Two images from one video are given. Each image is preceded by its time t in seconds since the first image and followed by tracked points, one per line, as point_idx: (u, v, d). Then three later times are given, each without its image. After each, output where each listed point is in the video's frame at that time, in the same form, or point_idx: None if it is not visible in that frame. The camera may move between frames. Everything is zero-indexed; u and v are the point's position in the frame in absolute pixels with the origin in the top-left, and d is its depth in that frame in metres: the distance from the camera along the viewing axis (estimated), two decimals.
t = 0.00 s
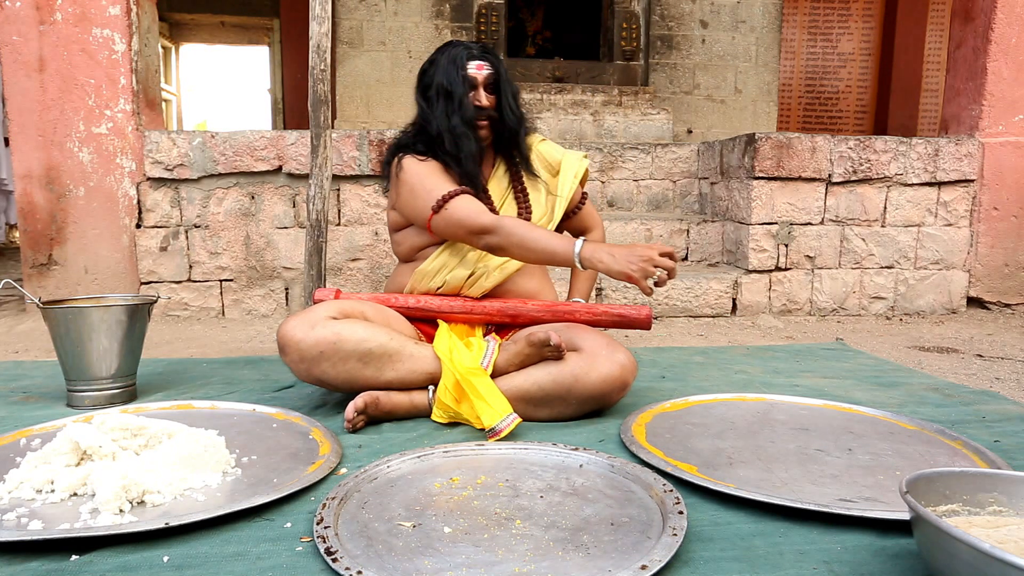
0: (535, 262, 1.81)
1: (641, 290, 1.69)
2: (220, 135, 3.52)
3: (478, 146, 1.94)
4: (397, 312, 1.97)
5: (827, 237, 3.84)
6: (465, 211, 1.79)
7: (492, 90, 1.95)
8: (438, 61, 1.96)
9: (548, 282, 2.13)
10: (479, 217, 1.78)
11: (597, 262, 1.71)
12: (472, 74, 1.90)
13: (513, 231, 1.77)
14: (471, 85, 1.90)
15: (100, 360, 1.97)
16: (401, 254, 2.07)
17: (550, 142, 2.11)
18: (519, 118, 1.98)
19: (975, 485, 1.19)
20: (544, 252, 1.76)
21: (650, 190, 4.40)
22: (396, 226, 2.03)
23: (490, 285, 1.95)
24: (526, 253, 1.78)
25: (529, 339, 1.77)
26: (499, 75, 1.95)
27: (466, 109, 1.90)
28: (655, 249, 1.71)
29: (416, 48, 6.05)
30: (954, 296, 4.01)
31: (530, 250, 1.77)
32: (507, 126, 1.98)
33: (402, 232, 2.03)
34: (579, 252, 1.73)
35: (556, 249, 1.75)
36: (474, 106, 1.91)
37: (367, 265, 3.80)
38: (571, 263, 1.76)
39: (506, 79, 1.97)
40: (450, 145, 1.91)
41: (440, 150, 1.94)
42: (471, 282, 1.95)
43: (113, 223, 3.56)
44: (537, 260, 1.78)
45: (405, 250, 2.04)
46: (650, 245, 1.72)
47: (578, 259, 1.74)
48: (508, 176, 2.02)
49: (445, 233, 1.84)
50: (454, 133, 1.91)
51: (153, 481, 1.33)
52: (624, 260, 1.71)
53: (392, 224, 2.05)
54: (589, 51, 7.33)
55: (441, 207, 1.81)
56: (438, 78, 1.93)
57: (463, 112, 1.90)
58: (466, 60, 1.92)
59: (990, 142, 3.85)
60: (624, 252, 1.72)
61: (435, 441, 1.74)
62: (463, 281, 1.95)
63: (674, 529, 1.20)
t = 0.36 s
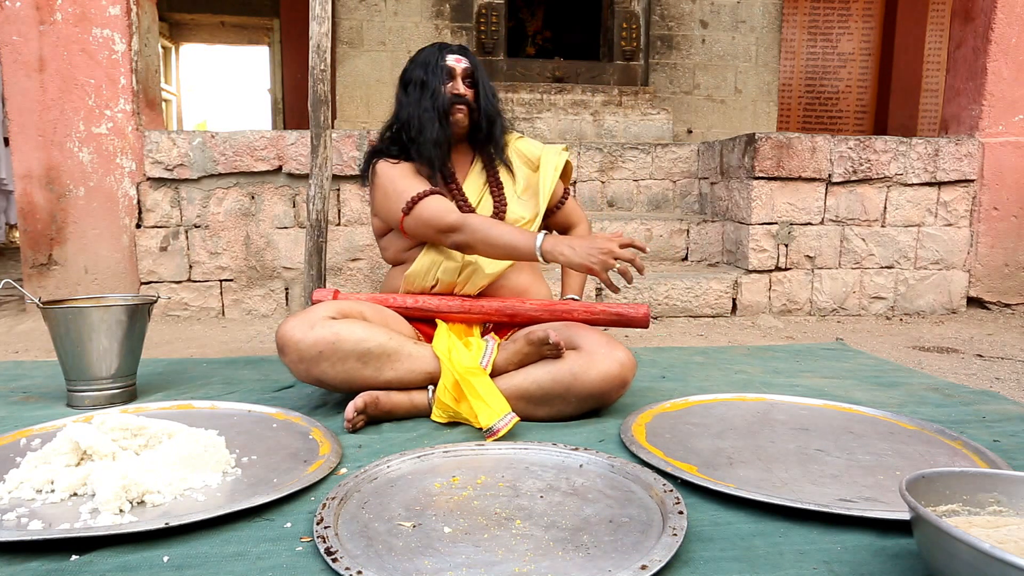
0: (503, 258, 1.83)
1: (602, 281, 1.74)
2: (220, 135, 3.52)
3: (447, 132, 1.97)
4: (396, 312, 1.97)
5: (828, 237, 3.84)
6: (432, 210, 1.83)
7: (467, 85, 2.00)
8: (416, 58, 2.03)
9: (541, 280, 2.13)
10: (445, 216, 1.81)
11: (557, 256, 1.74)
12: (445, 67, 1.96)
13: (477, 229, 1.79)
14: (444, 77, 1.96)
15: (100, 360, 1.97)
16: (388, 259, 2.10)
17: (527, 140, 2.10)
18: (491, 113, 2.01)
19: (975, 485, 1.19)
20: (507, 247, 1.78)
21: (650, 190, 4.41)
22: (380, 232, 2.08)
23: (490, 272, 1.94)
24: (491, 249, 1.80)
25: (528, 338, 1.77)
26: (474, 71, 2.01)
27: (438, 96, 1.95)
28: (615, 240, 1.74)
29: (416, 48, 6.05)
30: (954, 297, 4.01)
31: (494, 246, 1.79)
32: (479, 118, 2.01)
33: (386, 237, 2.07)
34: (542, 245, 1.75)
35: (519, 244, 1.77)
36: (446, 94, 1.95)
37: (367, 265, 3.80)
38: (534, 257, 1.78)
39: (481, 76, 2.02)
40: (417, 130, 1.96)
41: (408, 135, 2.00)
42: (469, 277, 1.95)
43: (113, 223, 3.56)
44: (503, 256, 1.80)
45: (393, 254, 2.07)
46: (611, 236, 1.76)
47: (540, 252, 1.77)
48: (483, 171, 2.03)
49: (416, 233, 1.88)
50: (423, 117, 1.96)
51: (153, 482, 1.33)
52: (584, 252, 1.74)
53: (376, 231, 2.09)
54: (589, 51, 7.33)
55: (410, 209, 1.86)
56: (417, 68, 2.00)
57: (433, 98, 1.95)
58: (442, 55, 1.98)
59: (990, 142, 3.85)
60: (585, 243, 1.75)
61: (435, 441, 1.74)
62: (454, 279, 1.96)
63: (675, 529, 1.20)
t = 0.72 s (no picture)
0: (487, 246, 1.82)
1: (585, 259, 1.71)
2: (220, 134, 3.53)
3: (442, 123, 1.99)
4: (395, 311, 1.97)
5: (827, 237, 3.84)
6: (419, 203, 1.85)
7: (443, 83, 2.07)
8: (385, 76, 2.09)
9: (538, 276, 2.12)
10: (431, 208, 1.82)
11: (537, 237, 1.72)
12: (419, 68, 2.04)
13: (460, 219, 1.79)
14: (421, 75, 2.03)
15: (100, 360, 1.97)
16: (385, 260, 2.10)
17: (519, 138, 2.14)
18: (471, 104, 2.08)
19: (975, 485, 1.19)
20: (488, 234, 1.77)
21: (650, 190, 4.41)
22: (374, 234, 2.08)
23: (484, 264, 1.95)
24: (473, 237, 1.79)
25: (527, 336, 1.78)
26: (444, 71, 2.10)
27: (425, 91, 2.00)
28: (596, 218, 1.70)
29: (416, 48, 6.05)
30: (954, 297, 4.01)
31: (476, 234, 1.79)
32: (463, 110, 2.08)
33: (380, 239, 2.08)
34: (521, 228, 1.74)
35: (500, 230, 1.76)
36: (431, 87, 2.01)
37: (367, 265, 3.80)
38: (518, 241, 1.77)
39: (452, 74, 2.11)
40: (412, 126, 1.97)
41: (402, 137, 1.98)
42: (465, 271, 1.96)
43: (113, 223, 3.56)
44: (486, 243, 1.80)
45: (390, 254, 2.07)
46: (591, 213, 1.72)
47: (522, 236, 1.76)
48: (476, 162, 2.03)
49: (406, 229, 1.91)
50: (415, 113, 1.98)
51: (153, 482, 1.33)
52: (564, 232, 1.70)
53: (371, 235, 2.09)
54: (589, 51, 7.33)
55: (397, 204, 1.88)
56: (393, 82, 2.05)
57: (421, 93, 1.99)
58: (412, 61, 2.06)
59: (990, 142, 3.85)
60: (566, 223, 1.72)
61: (434, 441, 1.74)
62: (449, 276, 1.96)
63: (674, 530, 1.20)
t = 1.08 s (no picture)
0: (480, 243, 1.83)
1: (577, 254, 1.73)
2: (217, 134, 3.52)
3: (429, 124, 2.00)
4: (393, 311, 1.97)
5: (825, 236, 3.85)
6: (413, 200, 1.85)
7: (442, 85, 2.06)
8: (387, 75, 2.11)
9: (535, 276, 2.12)
10: (425, 206, 1.83)
11: (529, 232, 1.73)
12: (417, 70, 2.04)
13: (453, 216, 1.80)
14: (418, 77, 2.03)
15: (98, 360, 1.97)
16: (383, 260, 2.10)
17: (514, 139, 2.15)
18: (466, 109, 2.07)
19: (972, 485, 1.19)
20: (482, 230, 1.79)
21: (648, 190, 4.41)
22: (372, 234, 2.08)
23: (479, 261, 1.95)
24: (466, 234, 1.80)
25: (524, 335, 1.79)
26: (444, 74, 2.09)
27: (416, 92, 1.99)
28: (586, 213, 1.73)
29: (414, 48, 6.04)
30: (951, 297, 4.02)
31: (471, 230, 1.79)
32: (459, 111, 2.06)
33: (378, 238, 2.08)
34: (513, 224, 1.75)
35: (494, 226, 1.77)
36: (423, 89, 2.00)
37: (365, 265, 3.80)
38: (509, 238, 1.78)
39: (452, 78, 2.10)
40: (400, 128, 1.99)
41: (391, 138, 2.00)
42: (460, 269, 1.95)
43: (110, 223, 3.56)
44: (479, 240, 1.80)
45: (387, 253, 2.07)
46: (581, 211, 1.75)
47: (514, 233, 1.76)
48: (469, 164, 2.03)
49: (400, 227, 1.91)
50: (404, 114, 1.99)
51: (151, 482, 1.33)
52: (555, 226, 1.72)
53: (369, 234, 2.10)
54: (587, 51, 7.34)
55: (393, 202, 1.89)
56: (389, 83, 2.07)
57: (412, 95, 2.00)
58: (412, 63, 2.06)
59: (987, 142, 3.86)
60: (556, 218, 1.74)
61: (432, 441, 1.74)
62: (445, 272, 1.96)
63: (672, 529, 1.20)
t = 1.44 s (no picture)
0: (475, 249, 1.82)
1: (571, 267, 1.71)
2: (217, 134, 3.52)
3: (439, 131, 2.00)
4: (392, 311, 1.97)
5: (825, 236, 3.85)
6: (410, 202, 1.86)
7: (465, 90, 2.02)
8: (414, 65, 2.06)
9: (535, 277, 2.12)
10: (422, 208, 1.84)
11: (524, 242, 1.71)
12: (444, 72, 1.99)
13: (448, 220, 1.80)
14: (442, 80, 1.99)
15: (97, 360, 1.97)
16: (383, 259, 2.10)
17: (519, 144, 2.14)
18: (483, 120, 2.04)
19: (971, 484, 1.19)
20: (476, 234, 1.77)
21: (647, 190, 4.42)
22: (372, 231, 2.08)
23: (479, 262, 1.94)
24: (460, 239, 1.79)
25: (524, 335, 1.79)
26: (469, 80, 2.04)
27: (436, 97, 1.97)
28: (582, 226, 1.71)
29: (413, 48, 6.04)
30: (950, 297, 4.02)
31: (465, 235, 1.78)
32: (474, 124, 2.04)
33: (378, 236, 2.08)
34: (508, 233, 1.73)
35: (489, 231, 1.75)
36: (444, 96, 1.97)
37: (365, 265, 3.80)
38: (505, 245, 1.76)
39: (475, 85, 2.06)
40: (411, 129, 1.98)
41: (401, 136, 2.00)
42: (460, 269, 1.96)
43: (110, 223, 3.56)
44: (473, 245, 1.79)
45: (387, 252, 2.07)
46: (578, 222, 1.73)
47: (509, 241, 1.74)
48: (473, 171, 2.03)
49: (399, 228, 1.92)
50: (419, 117, 1.98)
51: (150, 482, 1.33)
52: (551, 237, 1.70)
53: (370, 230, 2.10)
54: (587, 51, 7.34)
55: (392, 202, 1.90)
56: (415, 75, 2.03)
57: (431, 99, 1.97)
58: (441, 62, 2.01)
59: (986, 142, 3.86)
60: (553, 229, 1.71)
61: (432, 442, 1.74)
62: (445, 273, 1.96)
63: (671, 529, 1.20)
